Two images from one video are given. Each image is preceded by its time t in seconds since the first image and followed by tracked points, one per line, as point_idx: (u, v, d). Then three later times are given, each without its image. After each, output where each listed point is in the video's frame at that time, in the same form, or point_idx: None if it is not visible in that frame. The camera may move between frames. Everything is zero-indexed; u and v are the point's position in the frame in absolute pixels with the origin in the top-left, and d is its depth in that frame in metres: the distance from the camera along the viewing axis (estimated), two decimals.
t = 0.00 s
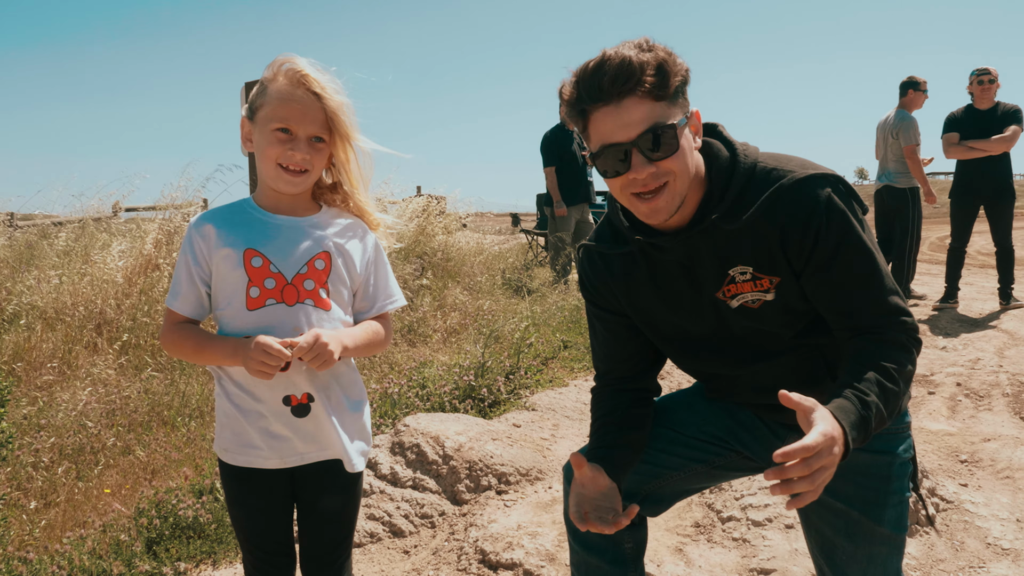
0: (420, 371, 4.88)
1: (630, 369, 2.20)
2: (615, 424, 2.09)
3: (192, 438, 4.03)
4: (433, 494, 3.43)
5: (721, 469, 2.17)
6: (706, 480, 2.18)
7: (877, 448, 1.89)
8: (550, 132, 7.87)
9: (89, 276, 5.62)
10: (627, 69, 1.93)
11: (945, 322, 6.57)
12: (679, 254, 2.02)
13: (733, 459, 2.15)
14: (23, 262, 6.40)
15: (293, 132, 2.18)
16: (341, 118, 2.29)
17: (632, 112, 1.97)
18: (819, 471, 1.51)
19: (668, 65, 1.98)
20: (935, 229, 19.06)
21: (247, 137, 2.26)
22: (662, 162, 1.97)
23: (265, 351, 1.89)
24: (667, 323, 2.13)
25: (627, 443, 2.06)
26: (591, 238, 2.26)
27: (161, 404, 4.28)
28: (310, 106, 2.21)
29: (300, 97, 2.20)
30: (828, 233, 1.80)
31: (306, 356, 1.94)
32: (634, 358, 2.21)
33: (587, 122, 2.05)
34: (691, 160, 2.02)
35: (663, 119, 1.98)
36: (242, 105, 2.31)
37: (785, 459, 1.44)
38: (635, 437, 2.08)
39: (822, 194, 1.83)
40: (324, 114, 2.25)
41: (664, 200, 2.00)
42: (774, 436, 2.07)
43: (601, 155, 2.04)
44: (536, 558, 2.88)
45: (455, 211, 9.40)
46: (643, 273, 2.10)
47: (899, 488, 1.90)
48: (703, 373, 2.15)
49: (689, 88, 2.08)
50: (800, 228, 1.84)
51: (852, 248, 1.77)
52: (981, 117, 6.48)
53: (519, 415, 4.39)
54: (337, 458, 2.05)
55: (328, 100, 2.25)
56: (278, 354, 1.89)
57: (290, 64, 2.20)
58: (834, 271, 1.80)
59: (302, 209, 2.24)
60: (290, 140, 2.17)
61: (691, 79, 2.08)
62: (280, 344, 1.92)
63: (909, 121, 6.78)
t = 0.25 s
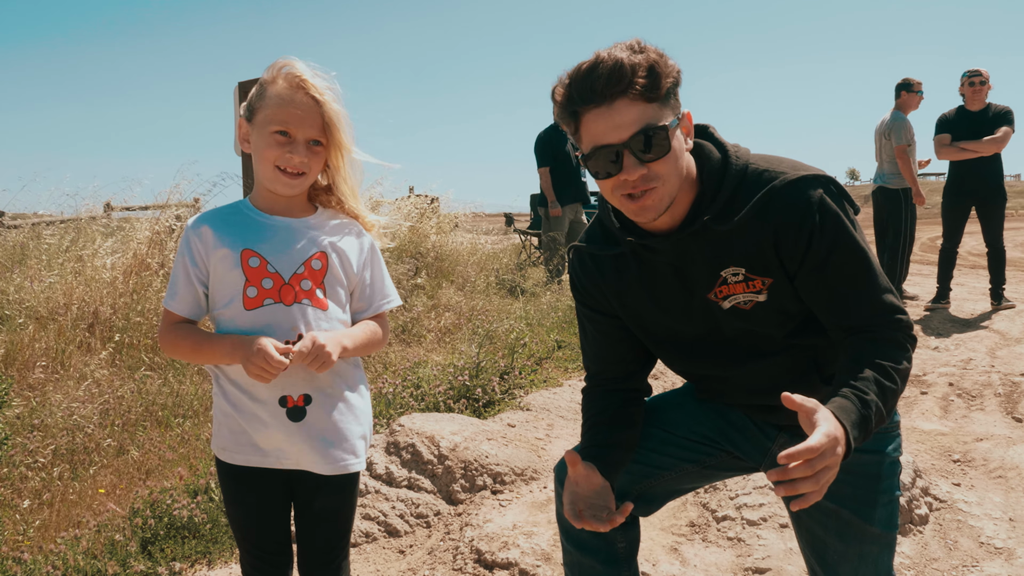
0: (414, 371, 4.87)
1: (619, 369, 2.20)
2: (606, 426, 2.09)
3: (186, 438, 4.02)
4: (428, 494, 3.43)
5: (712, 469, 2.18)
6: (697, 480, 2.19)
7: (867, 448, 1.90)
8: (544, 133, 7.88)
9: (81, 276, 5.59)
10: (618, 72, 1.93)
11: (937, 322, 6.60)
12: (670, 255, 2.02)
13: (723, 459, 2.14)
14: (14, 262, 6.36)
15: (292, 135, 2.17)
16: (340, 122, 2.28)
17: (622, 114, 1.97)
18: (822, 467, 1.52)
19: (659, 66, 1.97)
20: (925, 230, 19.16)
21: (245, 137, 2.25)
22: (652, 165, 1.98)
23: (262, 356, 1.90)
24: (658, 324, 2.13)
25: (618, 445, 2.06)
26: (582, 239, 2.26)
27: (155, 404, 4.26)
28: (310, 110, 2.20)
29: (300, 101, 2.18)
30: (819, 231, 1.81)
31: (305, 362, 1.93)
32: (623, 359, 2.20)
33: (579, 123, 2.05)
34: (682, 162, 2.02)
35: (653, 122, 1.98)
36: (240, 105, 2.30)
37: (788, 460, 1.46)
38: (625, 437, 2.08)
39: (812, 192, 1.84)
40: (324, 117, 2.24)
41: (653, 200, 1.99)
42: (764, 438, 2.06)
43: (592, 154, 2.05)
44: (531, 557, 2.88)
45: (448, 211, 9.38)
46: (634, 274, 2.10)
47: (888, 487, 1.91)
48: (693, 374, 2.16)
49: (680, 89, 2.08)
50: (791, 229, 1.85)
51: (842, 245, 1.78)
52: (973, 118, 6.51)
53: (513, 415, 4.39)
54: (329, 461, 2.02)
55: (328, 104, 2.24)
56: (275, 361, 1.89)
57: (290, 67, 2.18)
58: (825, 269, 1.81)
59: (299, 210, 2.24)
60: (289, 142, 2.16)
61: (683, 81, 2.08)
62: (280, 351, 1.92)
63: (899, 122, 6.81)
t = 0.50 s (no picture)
0: (411, 370, 4.87)
1: (617, 367, 2.22)
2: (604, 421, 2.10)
3: (183, 437, 4.01)
4: (426, 492, 3.44)
5: (710, 467, 2.19)
6: (694, 476, 2.20)
7: (863, 446, 1.91)
8: (540, 133, 7.88)
9: (77, 275, 5.58)
10: (609, 70, 1.96)
11: (931, 322, 6.63)
12: (666, 252, 2.03)
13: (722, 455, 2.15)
14: (10, 261, 6.34)
15: (300, 133, 2.18)
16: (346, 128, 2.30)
17: (614, 111, 2.00)
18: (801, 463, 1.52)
19: (649, 65, 2.00)
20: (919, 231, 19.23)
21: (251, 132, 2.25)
22: (644, 162, 1.99)
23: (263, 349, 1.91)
24: (655, 322, 2.15)
25: (615, 441, 2.07)
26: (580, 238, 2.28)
27: (152, 403, 4.26)
28: (320, 112, 2.21)
29: (310, 101, 2.20)
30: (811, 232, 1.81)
31: (307, 357, 1.94)
32: (620, 358, 2.22)
33: (573, 122, 2.08)
34: (673, 159, 2.03)
35: (645, 119, 1.99)
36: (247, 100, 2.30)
37: (767, 463, 1.47)
38: (622, 433, 2.09)
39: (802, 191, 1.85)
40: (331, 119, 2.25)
41: (646, 197, 2.01)
42: (760, 434, 2.06)
43: (584, 153, 2.07)
44: (529, 555, 2.89)
45: (444, 211, 9.38)
46: (631, 272, 2.12)
47: (885, 485, 1.93)
48: (691, 372, 2.17)
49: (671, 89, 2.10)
50: (783, 227, 1.86)
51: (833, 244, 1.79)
52: (967, 119, 6.55)
53: (510, 415, 4.40)
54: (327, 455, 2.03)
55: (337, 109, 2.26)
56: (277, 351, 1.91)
57: (303, 70, 2.20)
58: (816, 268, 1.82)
59: (297, 209, 2.23)
60: (297, 141, 2.17)
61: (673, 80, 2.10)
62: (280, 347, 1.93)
63: (882, 126, 6.84)
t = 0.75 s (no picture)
0: (411, 370, 4.88)
1: (625, 363, 2.23)
2: (621, 417, 2.12)
3: (184, 436, 4.02)
4: (427, 492, 3.44)
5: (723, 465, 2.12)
6: (706, 476, 2.14)
7: (870, 446, 1.94)
8: (540, 133, 7.90)
9: (78, 275, 5.58)
10: (608, 58, 1.99)
11: (930, 322, 6.64)
12: (669, 241, 2.02)
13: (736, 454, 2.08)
14: (10, 261, 6.34)
15: (313, 136, 2.19)
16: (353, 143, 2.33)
17: (614, 96, 2.01)
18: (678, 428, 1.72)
19: (648, 54, 2.01)
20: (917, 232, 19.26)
21: (261, 126, 2.25)
22: (644, 143, 1.99)
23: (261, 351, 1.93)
24: (661, 315, 2.14)
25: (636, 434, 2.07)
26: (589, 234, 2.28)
27: (153, 402, 4.26)
28: (335, 123, 2.25)
29: (329, 109, 2.24)
30: (794, 214, 1.81)
31: (306, 360, 1.95)
32: (630, 354, 2.23)
33: (575, 112, 2.10)
34: (674, 142, 2.03)
35: (645, 104, 2.00)
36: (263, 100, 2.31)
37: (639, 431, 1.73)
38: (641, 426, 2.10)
39: (796, 177, 1.84)
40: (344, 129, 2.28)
41: (648, 178, 2.01)
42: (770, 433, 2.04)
43: (586, 141, 2.07)
44: (530, 554, 2.90)
45: (444, 211, 9.38)
46: (636, 263, 2.11)
47: (892, 486, 1.93)
48: (700, 367, 2.16)
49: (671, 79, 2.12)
50: (776, 213, 1.84)
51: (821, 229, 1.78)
52: (966, 119, 6.56)
53: (510, 414, 4.41)
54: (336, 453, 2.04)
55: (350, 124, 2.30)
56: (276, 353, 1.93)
57: (326, 82, 2.26)
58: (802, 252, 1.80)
59: (292, 208, 2.21)
60: (308, 142, 2.17)
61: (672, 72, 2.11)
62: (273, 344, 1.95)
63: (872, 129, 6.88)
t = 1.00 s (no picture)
0: (411, 370, 4.88)
1: (637, 360, 2.22)
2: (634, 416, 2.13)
3: (183, 436, 4.02)
4: (426, 492, 3.45)
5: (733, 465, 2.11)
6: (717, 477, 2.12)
7: (880, 447, 1.95)
8: (539, 133, 7.90)
9: (76, 274, 5.58)
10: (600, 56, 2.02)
11: (928, 322, 6.66)
12: (667, 234, 2.03)
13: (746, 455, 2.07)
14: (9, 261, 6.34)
15: (308, 135, 2.19)
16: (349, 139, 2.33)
17: (607, 91, 2.03)
18: (649, 465, 1.81)
19: (639, 51, 2.04)
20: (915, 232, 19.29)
21: (254, 124, 2.24)
22: (638, 134, 2.00)
23: (259, 341, 1.94)
24: (664, 309, 2.15)
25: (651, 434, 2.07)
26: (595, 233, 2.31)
27: (152, 402, 4.27)
28: (330, 120, 2.25)
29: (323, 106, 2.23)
30: (769, 198, 1.83)
31: (302, 351, 1.95)
32: (642, 349, 2.22)
33: (573, 110, 2.12)
34: (669, 135, 2.03)
35: (637, 98, 2.02)
36: (255, 99, 2.30)
37: (615, 473, 1.85)
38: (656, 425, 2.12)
39: (779, 162, 1.84)
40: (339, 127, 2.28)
41: (644, 168, 2.01)
42: (778, 432, 2.04)
43: (584, 136, 2.09)
44: (529, 553, 2.91)
45: (443, 211, 9.39)
46: (637, 256, 2.13)
47: (900, 488, 1.94)
48: (708, 364, 2.17)
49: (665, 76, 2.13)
50: (757, 199, 1.85)
51: (801, 215, 1.78)
52: (964, 120, 6.57)
53: (509, 414, 4.42)
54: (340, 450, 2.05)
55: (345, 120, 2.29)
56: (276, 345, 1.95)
57: (320, 79, 2.25)
58: (780, 236, 1.80)
59: (290, 207, 2.22)
60: (303, 142, 2.18)
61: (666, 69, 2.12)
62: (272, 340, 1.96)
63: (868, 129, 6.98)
